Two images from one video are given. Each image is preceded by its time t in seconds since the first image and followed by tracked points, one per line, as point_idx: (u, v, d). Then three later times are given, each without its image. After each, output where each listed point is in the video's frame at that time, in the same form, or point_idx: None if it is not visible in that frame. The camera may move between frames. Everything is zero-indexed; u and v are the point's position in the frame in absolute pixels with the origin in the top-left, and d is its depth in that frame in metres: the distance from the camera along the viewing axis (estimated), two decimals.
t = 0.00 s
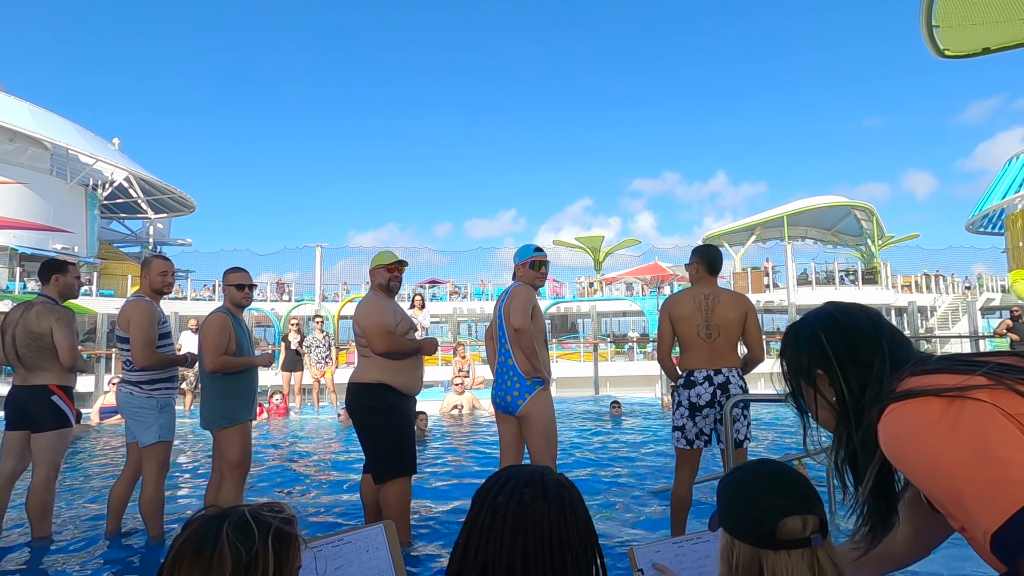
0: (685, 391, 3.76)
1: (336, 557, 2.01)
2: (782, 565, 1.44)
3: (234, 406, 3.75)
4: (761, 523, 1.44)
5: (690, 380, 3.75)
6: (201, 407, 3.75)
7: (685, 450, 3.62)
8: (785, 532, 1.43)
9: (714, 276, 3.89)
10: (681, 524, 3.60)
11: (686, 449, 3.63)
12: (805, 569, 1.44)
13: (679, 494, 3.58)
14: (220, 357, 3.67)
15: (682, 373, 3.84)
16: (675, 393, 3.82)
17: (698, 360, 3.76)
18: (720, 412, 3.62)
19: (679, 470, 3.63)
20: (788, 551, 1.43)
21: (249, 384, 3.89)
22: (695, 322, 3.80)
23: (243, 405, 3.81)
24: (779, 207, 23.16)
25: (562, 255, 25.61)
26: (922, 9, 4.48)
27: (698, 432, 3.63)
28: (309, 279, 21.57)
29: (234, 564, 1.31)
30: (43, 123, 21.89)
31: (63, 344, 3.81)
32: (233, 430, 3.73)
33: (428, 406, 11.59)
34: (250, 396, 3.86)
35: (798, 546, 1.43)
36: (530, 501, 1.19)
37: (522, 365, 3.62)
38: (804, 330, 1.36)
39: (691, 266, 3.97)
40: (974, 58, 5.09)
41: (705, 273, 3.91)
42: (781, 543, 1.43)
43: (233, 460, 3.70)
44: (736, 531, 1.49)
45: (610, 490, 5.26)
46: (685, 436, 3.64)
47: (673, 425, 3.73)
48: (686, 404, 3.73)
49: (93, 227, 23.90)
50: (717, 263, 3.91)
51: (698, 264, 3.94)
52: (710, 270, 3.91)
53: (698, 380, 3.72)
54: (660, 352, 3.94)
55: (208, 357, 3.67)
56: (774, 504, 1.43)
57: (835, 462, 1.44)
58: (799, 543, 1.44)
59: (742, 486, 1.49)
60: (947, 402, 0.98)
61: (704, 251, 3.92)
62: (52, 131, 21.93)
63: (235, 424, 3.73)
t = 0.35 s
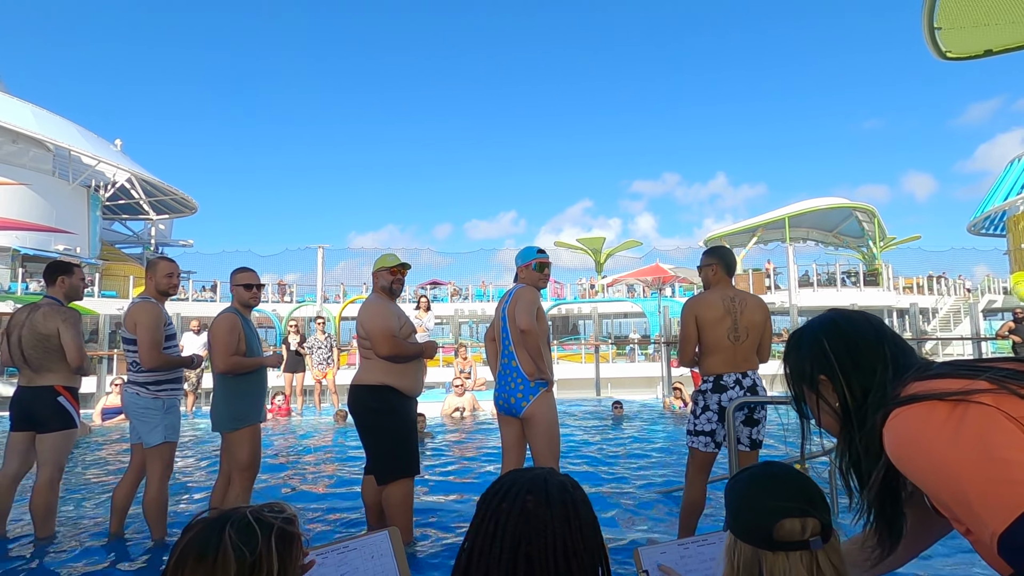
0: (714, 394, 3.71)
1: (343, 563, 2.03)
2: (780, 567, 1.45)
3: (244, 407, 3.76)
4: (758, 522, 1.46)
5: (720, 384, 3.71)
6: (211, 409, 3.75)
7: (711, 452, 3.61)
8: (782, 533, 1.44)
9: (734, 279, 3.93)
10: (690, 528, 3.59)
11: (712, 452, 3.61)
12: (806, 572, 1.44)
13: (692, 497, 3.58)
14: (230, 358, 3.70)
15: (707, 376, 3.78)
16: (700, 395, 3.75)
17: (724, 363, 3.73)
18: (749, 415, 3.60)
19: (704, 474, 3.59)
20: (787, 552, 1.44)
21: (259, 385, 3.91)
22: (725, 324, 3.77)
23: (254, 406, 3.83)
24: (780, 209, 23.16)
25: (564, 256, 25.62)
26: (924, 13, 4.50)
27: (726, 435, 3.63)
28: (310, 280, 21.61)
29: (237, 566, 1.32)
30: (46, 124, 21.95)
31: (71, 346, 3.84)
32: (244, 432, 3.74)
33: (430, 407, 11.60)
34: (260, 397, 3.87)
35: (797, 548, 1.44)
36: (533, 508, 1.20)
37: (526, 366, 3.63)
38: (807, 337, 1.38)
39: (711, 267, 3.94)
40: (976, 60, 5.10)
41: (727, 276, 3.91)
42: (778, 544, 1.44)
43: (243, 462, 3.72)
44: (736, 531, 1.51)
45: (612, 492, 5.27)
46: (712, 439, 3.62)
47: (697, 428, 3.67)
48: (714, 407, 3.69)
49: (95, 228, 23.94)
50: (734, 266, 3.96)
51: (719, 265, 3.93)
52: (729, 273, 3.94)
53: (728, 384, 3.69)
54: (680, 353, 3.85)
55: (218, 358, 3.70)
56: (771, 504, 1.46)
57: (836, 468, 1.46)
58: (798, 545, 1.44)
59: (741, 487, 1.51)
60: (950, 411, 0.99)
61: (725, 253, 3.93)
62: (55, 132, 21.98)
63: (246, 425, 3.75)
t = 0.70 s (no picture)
0: (707, 396, 3.70)
1: (344, 565, 2.03)
2: (776, 567, 1.45)
3: (252, 409, 3.77)
4: (754, 522, 1.47)
5: (714, 386, 3.70)
6: (218, 411, 3.76)
7: (703, 453, 3.60)
8: (777, 532, 1.45)
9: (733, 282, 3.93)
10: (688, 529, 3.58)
11: (705, 453, 3.59)
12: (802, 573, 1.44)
13: (686, 498, 3.57)
14: (239, 357, 3.70)
15: (701, 376, 3.77)
16: (694, 396, 3.74)
17: (720, 365, 3.74)
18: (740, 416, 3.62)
19: (698, 474, 3.59)
20: (783, 552, 1.44)
21: (267, 385, 3.92)
22: (726, 328, 3.77)
23: (261, 407, 3.83)
24: (782, 210, 23.15)
25: (565, 258, 25.62)
26: (926, 14, 4.52)
27: (717, 436, 3.62)
28: (312, 281, 21.63)
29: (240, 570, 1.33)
30: (48, 126, 22.01)
31: (76, 347, 3.87)
32: (251, 434, 3.75)
33: (431, 408, 11.61)
34: (266, 398, 3.88)
35: (792, 549, 1.44)
36: (534, 508, 1.20)
37: (528, 368, 3.65)
38: (808, 339, 1.39)
39: (712, 269, 3.93)
40: (978, 62, 5.10)
41: (728, 278, 3.91)
42: (773, 544, 1.45)
43: (248, 466, 3.72)
44: (733, 531, 1.52)
45: (613, 493, 5.28)
46: (704, 440, 3.61)
47: (689, 429, 3.66)
48: (707, 409, 3.68)
49: (97, 229, 23.98)
50: (733, 268, 3.98)
51: (719, 266, 3.92)
52: (729, 276, 3.95)
53: (722, 386, 3.69)
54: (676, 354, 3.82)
55: (228, 358, 3.70)
56: (767, 503, 1.46)
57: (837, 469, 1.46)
58: (793, 545, 1.45)
59: (738, 485, 1.52)
60: (946, 414, 0.99)
61: (727, 254, 3.93)
62: (57, 134, 22.04)
63: (253, 427, 3.76)
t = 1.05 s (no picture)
0: (685, 396, 3.70)
1: (351, 566, 2.05)
2: (783, 569, 1.46)
3: (258, 409, 3.78)
4: (758, 525, 1.47)
5: (692, 386, 3.70)
6: (225, 411, 3.78)
7: (683, 453, 3.60)
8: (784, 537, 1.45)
9: (718, 283, 3.91)
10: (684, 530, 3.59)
11: (687, 452, 3.59)
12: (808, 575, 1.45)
13: (677, 498, 3.56)
14: (248, 357, 3.71)
15: (681, 376, 3.78)
16: (672, 396, 3.75)
17: (699, 366, 3.74)
18: (718, 418, 3.64)
19: (683, 473, 3.58)
20: (789, 556, 1.45)
21: (274, 385, 3.93)
22: (707, 330, 3.76)
23: (270, 407, 3.85)
24: (784, 212, 23.12)
25: (567, 259, 25.63)
26: (929, 16, 4.51)
27: (696, 436, 3.62)
28: (314, 282, 21.65)
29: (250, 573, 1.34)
30: (52, 126, 22.07)
31: (83, 347, 3.88)
32: (258, 435, 3.76)
33: (433, 409, 11.62)
34: (272, 397, 3.89)
35: (799, 552, 1.44)
36: (537, 508, 1.21)
37: (537, 368, 3.66)
38: (815, 342, 1.40)
39: (696, 271, 3.92)
40: (982, 63, 5.07)
41: (713, 280, 3.89)
42: (780, 548, 1.45)
43: (254, 468, 3.75)
44: (739, 535, 1.53)
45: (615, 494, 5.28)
46: (683, 440, 3.61)
47: (669, 429, 3.68)
48: (685, 409, 3.68)
49: (100, 229, 24.06)
50: (719, 271, 3.96)
51: (704, 268, 3.90)
52: (715, 278, 3.92)
53: (700, 386, 3.68)
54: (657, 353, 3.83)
55: (236, 358, 3.72)
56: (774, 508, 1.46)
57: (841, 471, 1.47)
58: (800, 549, 1.45)
59: (742, 489, 1.52)
60: (956, 418, 1.00)
61: (713, 257, 3.92)
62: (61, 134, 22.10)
63: (259, 428, 3.77)
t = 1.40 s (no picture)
0: (675, 397, 3.70)
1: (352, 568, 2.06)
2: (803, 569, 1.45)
3: (262, 410, 3.78)
4: (773, 531, 1.45)
5: (681, 387, 3.70)
6: (229, 411, 3.78)
7: (677, 455, 3.61)
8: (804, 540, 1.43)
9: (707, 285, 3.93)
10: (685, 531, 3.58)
11: (679, 455, 3.59)
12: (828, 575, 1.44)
13: (675, 501, 3.55)
14: (253, 358, 3.72)
15: (670, 377, 3.78)
16: (663, 398, 3.74)
17: (688, 367, 3.74)
18: (708, 418, 3.64)
19: (679, 475, 3.58)
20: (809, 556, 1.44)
21: (277, 387, 3.94)
22: (696, 331, 3.77)
23: (274, 408, 3.86)
24: (786, 213, 23.11)
25: (569, 260, 25.64)
26: (933, 17, 4.50)
27: (688, 437, 3.62)
28: (316, 282, 21.69)
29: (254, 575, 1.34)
30: (56, 127, 22.13)
31: (89, 347, 3.90)
32: (261, 435, 3.77)
33: (435, 410, 11.63)
34: (275, 398, 3.89)
35: (819, 553, 1.44)
36: (543, 508, 1.22)
37: (542, 369, 3.68)
38: (820, 347, 1.40)
39: (686, 272, 3.92)
40: (985, 65, 5.08)
41: (702, 281, 3.91)
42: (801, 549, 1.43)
43: (255, 468, 3.74)
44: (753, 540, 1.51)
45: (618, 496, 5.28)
46: (675, 441, 3.61)
47: (661, 432, 3.69)
48: (676, 411, 3.67)
49: (104, 230, 24.12)
50: (708, 272, 3.97)
51: (694, 269, 3.91)
52: (704, 280, 3.94)
53: (688, 387, 3.68)
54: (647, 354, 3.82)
55: (241, 359, 3.73)
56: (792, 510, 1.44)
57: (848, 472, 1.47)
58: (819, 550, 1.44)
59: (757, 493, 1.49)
60: (964, 421, 1.01)
61: (703, 258, 3.93)
62: (65, 135, 22.16)
63: (263, 428, 3.78)
